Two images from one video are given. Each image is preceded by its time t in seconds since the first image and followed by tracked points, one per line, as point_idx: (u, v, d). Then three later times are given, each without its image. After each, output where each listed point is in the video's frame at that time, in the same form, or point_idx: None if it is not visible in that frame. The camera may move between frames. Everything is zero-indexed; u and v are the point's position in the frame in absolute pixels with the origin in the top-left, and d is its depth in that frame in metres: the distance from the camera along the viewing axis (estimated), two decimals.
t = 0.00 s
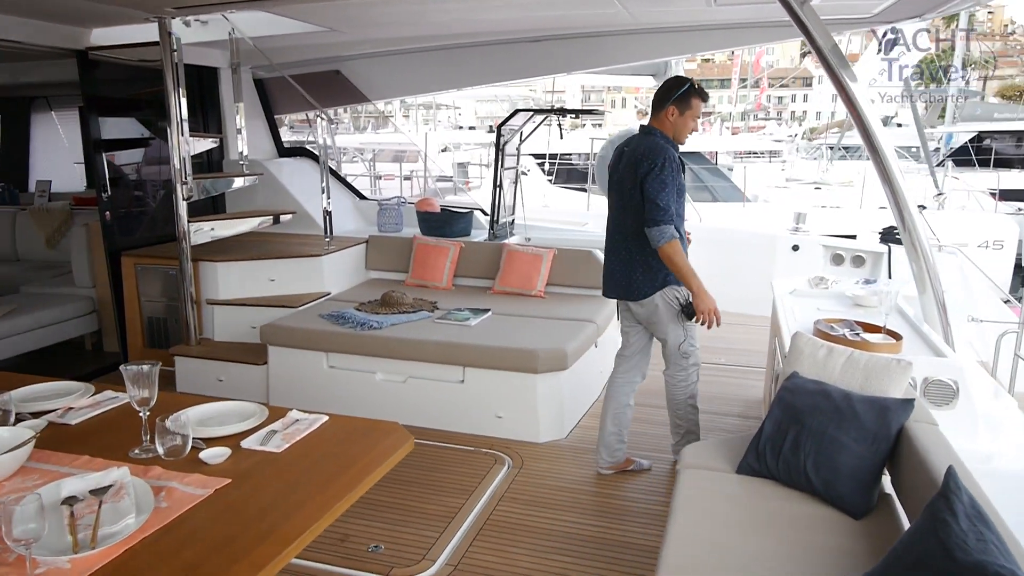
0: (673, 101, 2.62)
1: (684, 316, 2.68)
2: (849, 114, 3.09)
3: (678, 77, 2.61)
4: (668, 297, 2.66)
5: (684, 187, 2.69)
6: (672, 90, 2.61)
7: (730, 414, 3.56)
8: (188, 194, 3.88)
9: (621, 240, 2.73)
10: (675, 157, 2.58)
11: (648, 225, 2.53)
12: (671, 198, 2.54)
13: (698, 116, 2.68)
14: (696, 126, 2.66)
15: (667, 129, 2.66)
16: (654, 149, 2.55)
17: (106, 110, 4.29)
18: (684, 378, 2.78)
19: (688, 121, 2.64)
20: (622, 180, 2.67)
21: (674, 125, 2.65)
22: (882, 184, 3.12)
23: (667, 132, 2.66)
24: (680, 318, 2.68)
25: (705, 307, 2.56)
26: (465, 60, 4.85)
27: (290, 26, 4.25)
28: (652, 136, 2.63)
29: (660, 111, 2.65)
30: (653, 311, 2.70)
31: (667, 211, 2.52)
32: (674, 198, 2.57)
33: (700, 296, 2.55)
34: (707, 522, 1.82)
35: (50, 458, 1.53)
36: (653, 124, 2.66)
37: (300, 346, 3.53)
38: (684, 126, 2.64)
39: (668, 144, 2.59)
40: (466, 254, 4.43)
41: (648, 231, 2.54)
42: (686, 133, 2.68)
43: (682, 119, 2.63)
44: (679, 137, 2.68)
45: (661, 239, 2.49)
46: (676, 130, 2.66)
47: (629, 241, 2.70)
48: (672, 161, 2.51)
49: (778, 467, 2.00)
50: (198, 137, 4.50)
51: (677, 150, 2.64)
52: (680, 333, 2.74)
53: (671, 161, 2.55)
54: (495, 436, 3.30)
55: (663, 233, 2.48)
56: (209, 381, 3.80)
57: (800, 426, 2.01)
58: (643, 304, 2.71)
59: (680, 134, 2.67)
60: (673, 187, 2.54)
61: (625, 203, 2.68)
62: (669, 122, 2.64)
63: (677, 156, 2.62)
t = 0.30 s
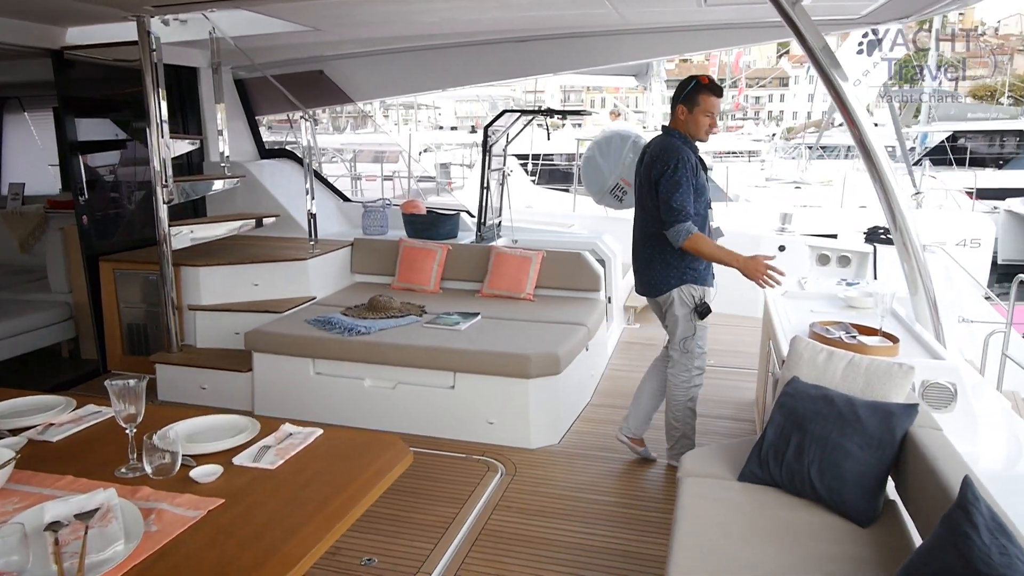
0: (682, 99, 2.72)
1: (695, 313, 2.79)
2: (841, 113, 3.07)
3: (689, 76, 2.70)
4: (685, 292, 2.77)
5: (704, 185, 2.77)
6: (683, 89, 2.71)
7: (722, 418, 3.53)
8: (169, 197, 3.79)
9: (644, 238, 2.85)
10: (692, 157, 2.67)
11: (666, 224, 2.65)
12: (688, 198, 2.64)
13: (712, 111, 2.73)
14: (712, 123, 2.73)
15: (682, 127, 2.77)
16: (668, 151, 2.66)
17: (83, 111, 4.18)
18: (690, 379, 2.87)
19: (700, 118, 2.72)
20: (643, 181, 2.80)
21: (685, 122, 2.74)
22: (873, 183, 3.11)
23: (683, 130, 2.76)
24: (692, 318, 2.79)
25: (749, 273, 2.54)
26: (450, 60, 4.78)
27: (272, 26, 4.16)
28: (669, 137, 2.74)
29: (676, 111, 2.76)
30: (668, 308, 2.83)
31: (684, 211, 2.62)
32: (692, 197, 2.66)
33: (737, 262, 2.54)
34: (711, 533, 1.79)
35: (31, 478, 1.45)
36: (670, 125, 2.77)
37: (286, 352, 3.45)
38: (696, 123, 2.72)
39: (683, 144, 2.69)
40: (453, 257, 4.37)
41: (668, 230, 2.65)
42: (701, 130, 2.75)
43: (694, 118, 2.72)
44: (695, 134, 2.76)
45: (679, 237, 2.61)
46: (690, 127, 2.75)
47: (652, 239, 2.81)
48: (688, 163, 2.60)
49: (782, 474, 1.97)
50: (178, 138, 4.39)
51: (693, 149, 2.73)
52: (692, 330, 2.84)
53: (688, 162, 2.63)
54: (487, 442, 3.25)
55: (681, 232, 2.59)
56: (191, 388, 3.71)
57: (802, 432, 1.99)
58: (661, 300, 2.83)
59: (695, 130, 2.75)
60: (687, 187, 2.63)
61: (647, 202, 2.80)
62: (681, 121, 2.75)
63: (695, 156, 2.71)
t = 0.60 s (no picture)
0: (662, 96, 2.72)
1: (653, 308, 2.79)
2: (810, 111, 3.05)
3: (670, 73, 2.70)
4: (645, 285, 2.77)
5: (677, 179, 2.76)
6: (662, 86, 2.71)
7: (695, 419, 3.49)
8: (119, 199, 3.61)
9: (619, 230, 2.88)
10: (655, 150, 2.69)
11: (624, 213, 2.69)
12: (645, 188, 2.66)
13: (692, 110, 2.71)
14: (690, 122, 2.71)
15: (660, 124, 2.76)
16: (633, 144, 2.72)
17: (24, 108, 3.97)
18: (651, 380, 2.87)
19: (678, 116, 2.70)
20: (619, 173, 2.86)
21: (664, 120, 2.74)
22: (844, 182, 3.09)
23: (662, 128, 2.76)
24: (652, 313, 2.80)
25: (697, 241, 2.45)
26: (413, 56, 4.65)
27: (226, 19, 3.99)
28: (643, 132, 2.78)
29: (656, 107, 2.77)
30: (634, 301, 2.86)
31: (640, 202, 2.66)
32: (653, 189, 2.68)
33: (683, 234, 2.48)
34: (695, 545, 1.72)
35: None
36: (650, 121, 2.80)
37: (246, 360, 3.30)
38: (675, 120, 2.71)
39: (651, 138, 2.72)
40: (419, 258, 4.26)
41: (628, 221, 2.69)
42: (680, 128, 2.74)
43: (672, 115, 2.71)
44: (674, 132, 2.75)
45: (631, 225, 2.64)
46: (670, 125, 2.74)
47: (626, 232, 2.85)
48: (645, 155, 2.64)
49: (764, 480, 1.93)
50: (127, 137, 4.19)
51: (664, 144, 2.74)
52: (655, 325, 2.83)
53: (648, 155, 2.67)
54: (457, 450, 3.15)
55: (632, 220, 2.62)
56: (145, 399, 3.54)
57: (784, 436, 1.94)
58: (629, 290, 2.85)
59: (674, 128, 2.74)
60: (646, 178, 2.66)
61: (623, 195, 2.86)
62: (659, 118, 2.75)
63: (661, 150, 2.72)
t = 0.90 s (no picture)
0: (659, 98, 2.62)
1: (629, 307, 2.70)
2: (796, 107, 2.97)
3: (669, 75, 2.60)
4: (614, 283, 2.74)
5: (658, 181, 2.66)
6: (660, 88, 2.61)
7: (682, 426, 3.40)
8: (77, 204, 3.43)
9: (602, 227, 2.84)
10: (632, 150, 2.63)
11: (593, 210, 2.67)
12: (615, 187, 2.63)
13: (687, 118, 2.60)
14: (682, 129, 2.61)
15: (654, 125, 2.68)
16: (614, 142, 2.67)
17: None
18: (636, 381, 2.78)
19: (671, 121, 2.60)
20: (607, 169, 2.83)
21: (658, 123, 2.65)
22: (832, 181, 3.01)
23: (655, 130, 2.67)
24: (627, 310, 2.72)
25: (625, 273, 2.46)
26: (387, 53, 4.51)
27: (192, 14, 3.82)
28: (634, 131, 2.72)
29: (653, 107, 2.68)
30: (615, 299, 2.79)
31: (608, 201, 2.63)
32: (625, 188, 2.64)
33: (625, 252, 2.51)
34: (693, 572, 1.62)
35: None
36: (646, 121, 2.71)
37: (215, 371, 3.15)
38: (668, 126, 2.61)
39: (634, 137, 2.66)
40: (395, 262, 4.13)
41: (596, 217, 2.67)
42: (673, 133, 2.64)
43: (666, 119, 2.62)
44: (667, 136, 2.66)
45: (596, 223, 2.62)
46: (664, 129, 2.65)
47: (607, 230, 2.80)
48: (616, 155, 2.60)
49: (762, 498, 1.84)
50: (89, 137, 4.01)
51: (649, 144, 2.66)
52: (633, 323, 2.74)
53: (624, 153, 2.62)
54: (437, 463, 3.03)
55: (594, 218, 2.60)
56: (108, 413, 3.36)
57: (782, 451, 1.85)
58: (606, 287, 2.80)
59: (666, 132, 2.65)
60: (616, 177, 2.62)
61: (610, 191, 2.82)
62: (654, 119, 2.66)
63: (642, 150, 2.65)
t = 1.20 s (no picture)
0: (650, 103, 2.53)
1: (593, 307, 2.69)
2: (789, 107, 2.88)
3: (663, 81, 2.49)
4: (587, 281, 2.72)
5: (636, 185, 2.59)
6: (650, 94, 2.51)
7: (673, 437, 3.30)
8: (43, 210, 3.28)
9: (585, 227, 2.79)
10: (613, 151, 2.56)
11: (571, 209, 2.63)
12: (593, 188, 2.58)
13: (675, 127, 2.51)
14: (670, 138, 2.51)
15: (642, 131, 2.58)
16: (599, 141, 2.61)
17: None
18: (603, 388, 2.77)
19: (658, 129, 2.51)
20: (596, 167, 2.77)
21: (645, 130, 2.56)
22: (825, 184, 2.93)
23: (642, 137, 2.59)
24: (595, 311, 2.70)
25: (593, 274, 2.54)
26: (369, 54, 4.39)
27: (163, 12, 3.66)
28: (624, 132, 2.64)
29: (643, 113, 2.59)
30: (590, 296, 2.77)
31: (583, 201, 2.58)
32: (602, 190, 2.58)
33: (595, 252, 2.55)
34: None
35: None
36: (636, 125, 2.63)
37: (187, 384, 3.02)
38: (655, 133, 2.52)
39: (620, 139, 2.58)
40: (377, 268, 4.01)
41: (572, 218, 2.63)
42: (660, 141, 2.55)
43: (653, 125, 2.53)
44: (654, 143, 2.57)
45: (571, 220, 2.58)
46: (651, 136, 2.56)
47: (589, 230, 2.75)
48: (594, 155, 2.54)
49: (760, 520, 1.74)
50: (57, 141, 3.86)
51: (632, 147, 2.58)
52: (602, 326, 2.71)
53: (603, 154, 2.56)
54: (420, 478, 2.92)
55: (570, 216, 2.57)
56: (76, 429, 3.22)
57: (781, 470, 1.75)
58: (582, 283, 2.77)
59: (653, 140, 2.56)
60: (592, 177, 2.56)
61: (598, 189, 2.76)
62: (643, 123, 2.57)
63: (623, 153, 2.57)
